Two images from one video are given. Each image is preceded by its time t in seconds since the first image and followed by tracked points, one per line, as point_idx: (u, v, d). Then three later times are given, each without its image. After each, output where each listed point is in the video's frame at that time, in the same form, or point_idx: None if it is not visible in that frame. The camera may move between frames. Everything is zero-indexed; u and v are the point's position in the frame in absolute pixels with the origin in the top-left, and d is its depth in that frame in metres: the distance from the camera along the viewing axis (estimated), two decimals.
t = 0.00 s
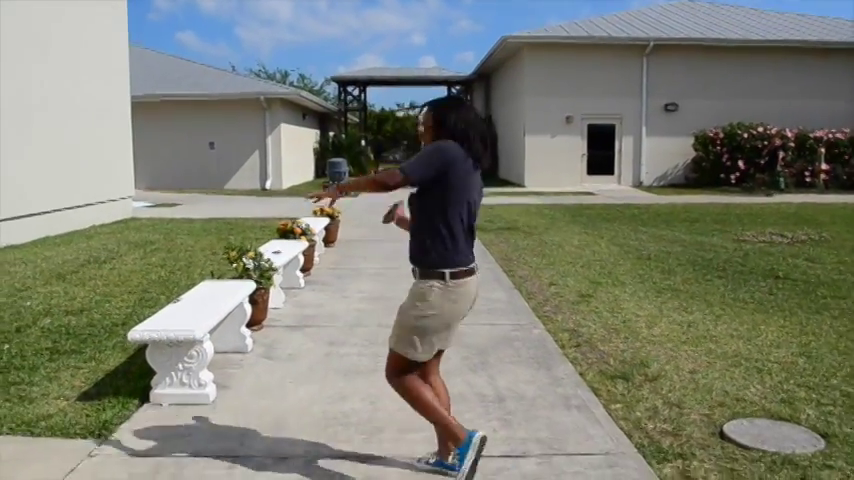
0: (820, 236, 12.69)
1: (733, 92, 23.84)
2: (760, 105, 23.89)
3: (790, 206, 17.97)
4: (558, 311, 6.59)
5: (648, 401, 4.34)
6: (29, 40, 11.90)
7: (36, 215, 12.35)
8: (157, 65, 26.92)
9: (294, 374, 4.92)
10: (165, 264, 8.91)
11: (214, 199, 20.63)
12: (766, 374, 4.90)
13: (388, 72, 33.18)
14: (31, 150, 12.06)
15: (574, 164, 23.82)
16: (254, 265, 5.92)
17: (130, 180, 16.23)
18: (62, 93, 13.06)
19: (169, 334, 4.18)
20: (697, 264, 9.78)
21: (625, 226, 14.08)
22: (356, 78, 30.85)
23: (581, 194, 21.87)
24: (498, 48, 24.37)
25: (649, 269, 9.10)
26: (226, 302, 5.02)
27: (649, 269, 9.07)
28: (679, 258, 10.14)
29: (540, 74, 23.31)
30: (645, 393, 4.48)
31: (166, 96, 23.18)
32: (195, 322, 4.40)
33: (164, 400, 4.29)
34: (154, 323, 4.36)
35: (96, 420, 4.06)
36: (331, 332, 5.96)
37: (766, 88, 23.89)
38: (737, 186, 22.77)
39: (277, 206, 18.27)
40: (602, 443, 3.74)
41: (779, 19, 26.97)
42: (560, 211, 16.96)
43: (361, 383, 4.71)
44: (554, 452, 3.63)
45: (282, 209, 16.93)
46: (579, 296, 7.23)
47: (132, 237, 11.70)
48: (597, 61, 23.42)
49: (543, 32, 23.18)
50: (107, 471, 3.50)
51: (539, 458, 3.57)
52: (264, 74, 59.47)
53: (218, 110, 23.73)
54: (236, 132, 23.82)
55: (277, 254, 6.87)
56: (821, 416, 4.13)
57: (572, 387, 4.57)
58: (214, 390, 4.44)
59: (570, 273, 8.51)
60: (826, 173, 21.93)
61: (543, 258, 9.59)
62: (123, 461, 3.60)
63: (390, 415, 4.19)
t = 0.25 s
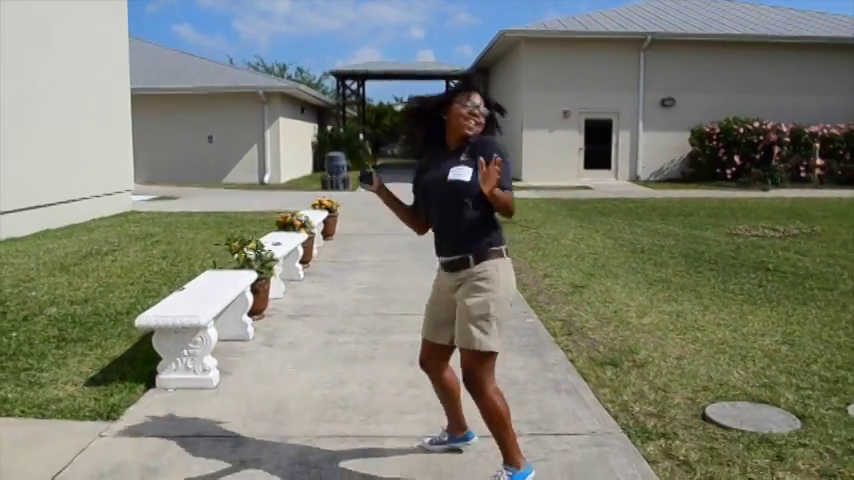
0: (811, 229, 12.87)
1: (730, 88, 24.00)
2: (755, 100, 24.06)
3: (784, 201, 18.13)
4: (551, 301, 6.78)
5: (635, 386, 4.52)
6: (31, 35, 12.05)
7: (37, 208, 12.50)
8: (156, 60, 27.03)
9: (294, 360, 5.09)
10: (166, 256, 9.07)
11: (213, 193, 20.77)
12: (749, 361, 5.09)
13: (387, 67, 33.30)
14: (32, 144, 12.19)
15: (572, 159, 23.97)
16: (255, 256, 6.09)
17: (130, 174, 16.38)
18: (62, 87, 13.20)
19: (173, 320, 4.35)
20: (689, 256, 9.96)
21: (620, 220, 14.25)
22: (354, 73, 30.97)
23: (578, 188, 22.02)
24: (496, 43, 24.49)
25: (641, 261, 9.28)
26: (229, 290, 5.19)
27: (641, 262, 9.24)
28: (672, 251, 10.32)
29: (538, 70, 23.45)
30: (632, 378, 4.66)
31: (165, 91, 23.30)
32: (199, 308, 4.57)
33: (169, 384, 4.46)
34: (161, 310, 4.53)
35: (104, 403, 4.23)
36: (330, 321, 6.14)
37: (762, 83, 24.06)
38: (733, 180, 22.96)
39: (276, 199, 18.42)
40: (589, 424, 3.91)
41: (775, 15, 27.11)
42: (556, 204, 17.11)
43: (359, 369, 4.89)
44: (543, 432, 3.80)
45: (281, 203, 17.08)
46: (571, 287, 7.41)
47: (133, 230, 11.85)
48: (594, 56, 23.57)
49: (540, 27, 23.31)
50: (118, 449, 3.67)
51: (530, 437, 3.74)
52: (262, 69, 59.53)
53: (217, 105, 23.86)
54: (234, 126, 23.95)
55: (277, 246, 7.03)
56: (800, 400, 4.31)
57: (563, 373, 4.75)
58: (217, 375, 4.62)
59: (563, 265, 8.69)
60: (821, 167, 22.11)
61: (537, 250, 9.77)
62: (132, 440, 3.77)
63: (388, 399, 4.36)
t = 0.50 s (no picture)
0: (802, 225, 13.11)
1: (725, 85, 24.23)
2: (751, 97, 24.28)
3: (778, 197, 18.34)
4: (543, 291, 7.02)
5: (619, 369, 4.76)
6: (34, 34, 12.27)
7: (41, 203, 12.72)
8: (157, 57, 27.23)
9: (295, 346, 5.33)
10: (169, 250, 9.30)
11: (213, 189, 20.98)
12: (730, 347, 5.32)
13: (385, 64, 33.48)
14: (35, 140, 12.41)
15: (569, 155, 24.20)
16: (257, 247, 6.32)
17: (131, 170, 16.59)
18: (64, 85, 13.42)
19: (181, 306, 4.58)
20: (680, 250, 10.19)
21: (614, 215, 14.47)
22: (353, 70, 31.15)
23: (574, 185, 22.25)
24: (494, 40, 24.69)
25: (633, 254, 9.51)
26: (233, 279, 5.42)
27: (632, 255, 9.48)
28: (664, 245, 10.56)
29: (535, 68, 23.66)
30: (617, 362, 4.90)
31: (165, 88, 23.50)
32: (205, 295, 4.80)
33: (176, 368, 4.69)
34: (169, 297, 4.76)
35: (115, 385, 4.46)
36: (329, 309, 6.38)
37: (758, 81, 24.27)
38: (729, 177, 23.26)
39: (276, 195, 18.63)
40: (573, 403, 4.14)
41: (771, 13, 27.31)
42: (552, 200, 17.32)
43: (357, 353, 5.13)
44: (529, 409, 4.04)
45: (280, 199, 17.29)
46: (563, 278, 7.65)
47: (135, 225, 12.07)
48: (591, 53, 23.78)
49: (538, 25, 23.51)
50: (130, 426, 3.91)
51: (516, 415, 3.98)
52: (261, 65, 59.68)
53: (217, 102, 24.07)
54: (234, 123, 24.17)
55: (278, 238, 7.26)
56: (774, 382, 4.55)
57: (551, 357, 4.99)
58: (222, 359, 4.85)
59: (556, 257, 8.92)
60: (816, 164, 22.45)
61: (532, 244, 9.99)
62: (144, 418, 4.01)
63: (383, 380, 4.60)
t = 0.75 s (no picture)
0: (796, 222, 13.28)
1: (724, 83, 24.37)
2: (749, 95, 24.43)
3: (774, 194, 18.49)
4: (539, 287, 7.20)
5: (610, 361, 4.93)
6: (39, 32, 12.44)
7: (45, 199, 12.89)
8: (158, 53, 27.38)
9: (297, 338, 5.51)
10: (172, 246, 9.47)
11: (214, 185, 21.14)
12: (719, 340, 5.51)
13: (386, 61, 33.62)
14: (40, 137, 12.58)
15: (568, 152, 24.36)
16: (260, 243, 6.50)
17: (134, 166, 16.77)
18: (68, 83, 13.59)
19: (189, 298, 4.75)
20: (675, 247, 10.36)
21: (612, 212, 14.64)
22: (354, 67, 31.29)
23: (573, 182, 22.41)
24: (494, 38, 24.83)
25: (628, 251, 9.68)
26: (237, 273, 5.59)
27: (628, 251, 9.65)
28: (659, 242, 10.72)
29: (535, 65, 23.81)
30: (608, 355, 5.07)
31: (167, 85, 23.66)
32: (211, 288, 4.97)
33: (183, 359, 4.87)
34: (176, 290, 4.93)
35: (124, 376, 4.63)
36: (330, 304, 6.55)
37: (756, 78, 24.42)
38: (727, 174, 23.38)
39: (276, 192, 18.79)
40: (564, 393, 4.32)
41: (770, 10, 27.45)
42: (550, 197, 17.48)
43: (357, 346, 5.31)
44: (521, 399, 4.21)
45: (281, 196, 17.46)
46: (559, 274, 7.83)
47: (139, 221, 12.24)
48: (591, 51, 23.92)
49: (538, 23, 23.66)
50: (140, 414, 4.08)
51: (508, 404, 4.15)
52: (262, 62, 59.80)
53: (219, 98, 24.23)
54: (235, 120, 24.33)
55: (280, 235, 7.43)
56: (758, 373, 4.74)
57: (544, 349, 5.17)
58: (226, 350, 5.03)
59: (552, 254, 9.10)
60: (814, 161, 22.57)
61: (529, 241, 10.16)
62: (153, 406, 4.18)
63: (382, 372, 4.77)
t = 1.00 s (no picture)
0: (789, 220, 13.51)
1: (722, 83, 24.58)
2: (746, 95, 24.65)
3: (771, 193, 18.69)
4: (536, 281, 7.40)
5: (602, 350, 5.14)
6: (46, 34, 12.66)
7: (51, 198, 13.10)
8: (160, 54, 27.59)
9: (301, 330, 5.71)
10: (178, 243, 9.67)
11: (216, 185, 21.36)
12: (707, 331, 5.73)
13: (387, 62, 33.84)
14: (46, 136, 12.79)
15: (567, 152, 24.56)
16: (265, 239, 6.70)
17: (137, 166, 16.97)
18: (74, 83, 13.81)
19: (197, 290, 4.96)
20: (670, 244, 10.57)
21: (609, 211, 14.84)
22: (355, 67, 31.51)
23: (572, 181, 22.61)
24: (494, 39, 25.04)
25: (623, 248, 9.89)
26: (244, 267, 5.80)
27: (623, 248, 9.86)
28: (655, 239, 10.94)
29: (535, 66, 24.01)
30: (600, 344, 5.27)
31: (170, 86, 23.88)
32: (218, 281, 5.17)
33: (191, 349, 5.07)
34: (185, 283, 5.14)
35: (135, 364, 4.82)
36: (333, 298, 6.76)
37: (754, 79, 24.64)
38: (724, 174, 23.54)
39: (278, 191, 19.00)
40: (557, 379, 4.52)
41: (767, 13, 27.70)
42: (549, 196, 17.68)
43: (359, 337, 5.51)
44: (516, 385, 4.41)
45: (283, 195, 17.66)
46: (555, 269, 8.03)
47: (143, 219, 12.44)
48: (590, 52, 24.13)
49: (538, 24, 23.86)
50: (153, 399, 4.27)
51: (504, 389, 4.36)
52: (263, 63, 60.01)
53: (221, 99, 24.44)
54: (237, 121, 24.54)
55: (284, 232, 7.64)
56: (743, 361, 4.97)
57: (540, 340, 5.37)
58: (233, 341, 5.23)
59: (549, 250, 9.31)
60: (809, 162, 22.86)
61: (527, 238, 10.37)
62: (165, 392, 4.37)
63: (384, 360, 4.97)
